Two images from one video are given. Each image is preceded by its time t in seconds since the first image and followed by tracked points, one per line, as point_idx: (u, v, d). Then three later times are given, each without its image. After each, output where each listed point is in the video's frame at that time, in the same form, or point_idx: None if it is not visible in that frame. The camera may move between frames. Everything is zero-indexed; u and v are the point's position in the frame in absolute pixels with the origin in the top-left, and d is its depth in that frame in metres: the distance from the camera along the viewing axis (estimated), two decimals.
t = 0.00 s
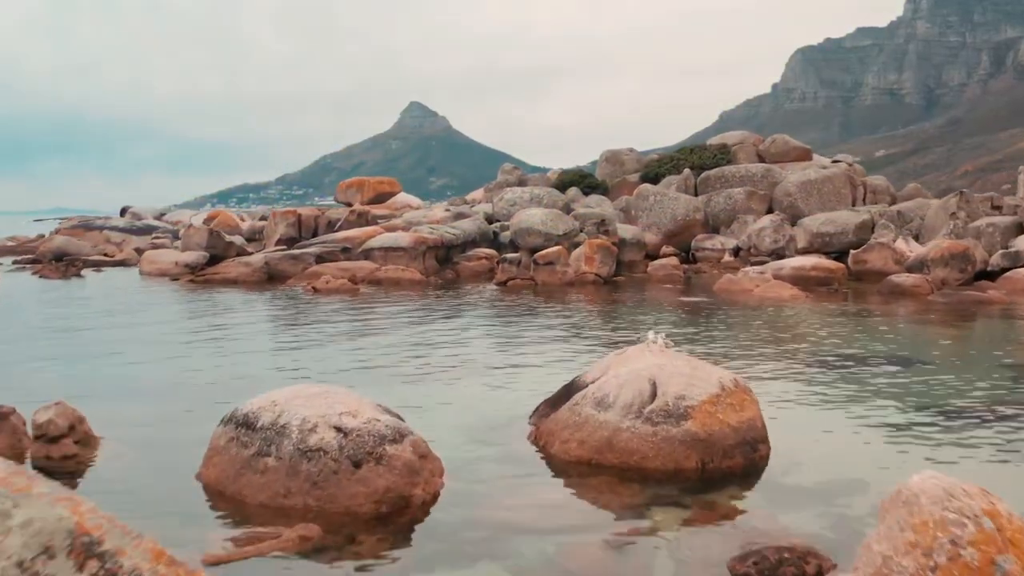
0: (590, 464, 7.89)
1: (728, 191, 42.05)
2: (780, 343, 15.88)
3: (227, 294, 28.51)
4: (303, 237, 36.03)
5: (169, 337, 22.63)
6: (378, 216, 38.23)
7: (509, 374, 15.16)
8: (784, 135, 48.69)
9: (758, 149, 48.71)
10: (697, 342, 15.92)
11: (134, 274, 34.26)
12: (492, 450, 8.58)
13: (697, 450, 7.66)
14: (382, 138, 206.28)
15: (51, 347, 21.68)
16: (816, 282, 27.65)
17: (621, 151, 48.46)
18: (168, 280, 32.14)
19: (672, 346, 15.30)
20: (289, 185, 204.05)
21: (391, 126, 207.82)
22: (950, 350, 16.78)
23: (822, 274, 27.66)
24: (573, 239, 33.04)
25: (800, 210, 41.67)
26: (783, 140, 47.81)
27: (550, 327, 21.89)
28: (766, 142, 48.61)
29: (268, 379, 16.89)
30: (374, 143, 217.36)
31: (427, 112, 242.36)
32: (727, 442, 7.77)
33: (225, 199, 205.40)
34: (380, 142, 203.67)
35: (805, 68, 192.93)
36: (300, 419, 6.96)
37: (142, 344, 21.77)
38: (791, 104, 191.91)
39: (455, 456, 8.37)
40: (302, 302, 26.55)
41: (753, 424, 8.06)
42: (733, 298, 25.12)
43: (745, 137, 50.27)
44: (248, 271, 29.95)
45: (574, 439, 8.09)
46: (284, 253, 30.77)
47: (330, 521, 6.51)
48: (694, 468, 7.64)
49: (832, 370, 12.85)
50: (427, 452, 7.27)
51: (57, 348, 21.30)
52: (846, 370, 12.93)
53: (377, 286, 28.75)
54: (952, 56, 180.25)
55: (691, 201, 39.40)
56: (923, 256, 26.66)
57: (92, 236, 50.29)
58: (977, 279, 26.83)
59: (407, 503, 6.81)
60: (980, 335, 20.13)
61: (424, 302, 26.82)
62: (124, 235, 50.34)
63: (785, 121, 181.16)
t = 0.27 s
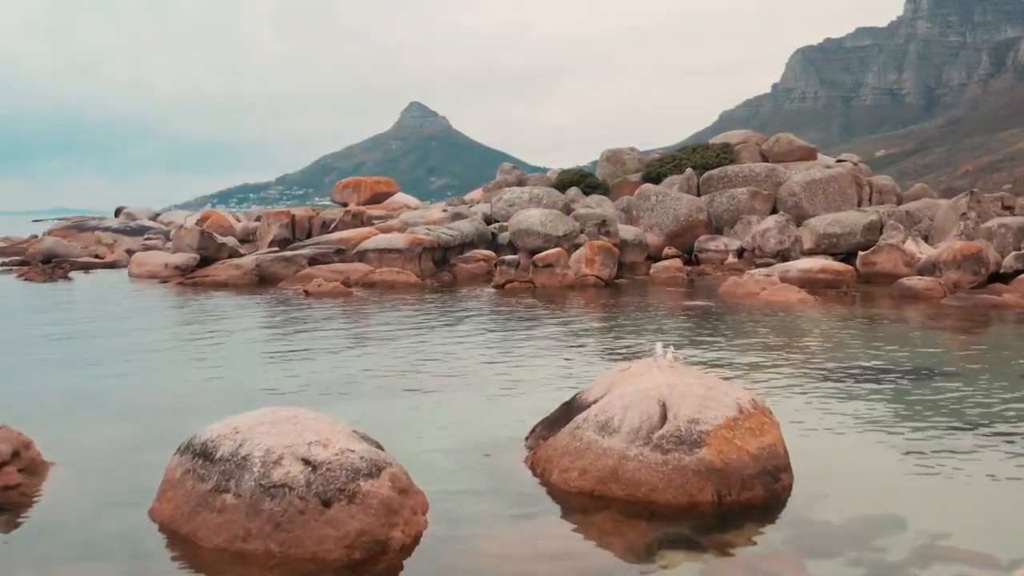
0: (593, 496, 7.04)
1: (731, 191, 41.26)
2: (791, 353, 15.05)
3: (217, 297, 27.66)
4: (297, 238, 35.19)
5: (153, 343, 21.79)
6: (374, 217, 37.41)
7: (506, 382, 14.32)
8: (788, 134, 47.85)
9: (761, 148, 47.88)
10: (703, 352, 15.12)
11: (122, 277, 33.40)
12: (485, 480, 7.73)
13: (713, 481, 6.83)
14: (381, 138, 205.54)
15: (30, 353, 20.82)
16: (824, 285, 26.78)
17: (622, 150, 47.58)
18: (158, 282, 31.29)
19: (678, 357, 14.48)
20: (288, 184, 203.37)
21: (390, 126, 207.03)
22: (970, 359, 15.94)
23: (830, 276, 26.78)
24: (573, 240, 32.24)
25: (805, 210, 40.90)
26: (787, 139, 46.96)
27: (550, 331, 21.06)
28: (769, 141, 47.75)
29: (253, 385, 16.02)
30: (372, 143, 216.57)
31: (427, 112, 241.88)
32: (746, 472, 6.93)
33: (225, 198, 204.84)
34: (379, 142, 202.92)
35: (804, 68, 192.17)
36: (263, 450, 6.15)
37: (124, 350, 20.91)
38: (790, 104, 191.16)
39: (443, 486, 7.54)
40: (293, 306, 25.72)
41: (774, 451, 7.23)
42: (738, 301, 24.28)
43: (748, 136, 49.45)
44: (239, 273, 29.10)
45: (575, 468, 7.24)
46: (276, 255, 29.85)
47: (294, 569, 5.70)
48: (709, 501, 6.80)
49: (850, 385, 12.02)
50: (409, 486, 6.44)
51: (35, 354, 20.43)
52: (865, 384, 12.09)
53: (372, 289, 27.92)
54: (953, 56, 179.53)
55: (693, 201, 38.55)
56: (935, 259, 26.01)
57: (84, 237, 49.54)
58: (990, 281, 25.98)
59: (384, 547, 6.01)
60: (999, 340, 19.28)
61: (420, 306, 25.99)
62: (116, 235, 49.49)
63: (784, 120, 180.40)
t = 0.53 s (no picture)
0: (596, 540, 6.21)
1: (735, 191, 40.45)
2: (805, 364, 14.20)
3: (207, 299, 26.79)
4: (290, 239, 34.33)
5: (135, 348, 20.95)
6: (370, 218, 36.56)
7: (503, 395, 13.48)
8: (792, 133, 47.00)
9: (765, 147, 47.03)
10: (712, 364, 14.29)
11: (111, 279, 32.56)
12: (473, 522, 6.90)
13: (732, 524, 5.97)
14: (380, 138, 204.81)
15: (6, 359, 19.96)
16: (833, 288, 25.89)
17: (623, 150, 46.65)
18: (146, 285, 30.41)
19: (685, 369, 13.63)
20: (287, 184, 202.56)
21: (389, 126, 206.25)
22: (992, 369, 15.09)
23: (839, 280, 25.87)
24: (574, 242, 31.45)
25: (810, 211, 40.10)
26: (791, 138, 46.10)
27: (550, 337, 20.22)
28: (773, 140, 46.87)
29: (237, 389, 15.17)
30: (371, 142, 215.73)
31: (426, 112, 241.23)
32: (770, 513, 6.08)
33: (224, 198, 204.18)
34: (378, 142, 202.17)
35: (804, 68, 191.44)
36: (214, 492, 5.33)
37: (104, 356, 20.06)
38: (790, 104, 190.40)
39: (426, 530, 6.72)
40: (284, 310, 24.87)
41: (802, 487, 6.37)
42: (745, 306, 23.42)
43: (751, 135, 48.57)
44: (229, 276, 28.22)
45: (575, 507, 6.40)
46: (267, 256, 28.96)
47: None
48: (729, 548, 5.96)
49: (872, 404, 11.17)
50: (383, 533, 5.64)
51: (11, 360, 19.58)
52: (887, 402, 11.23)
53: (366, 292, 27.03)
54: (953, 56, 178.83)
55: (697, 201, 37.68)
56: (948, 261, 25.08)
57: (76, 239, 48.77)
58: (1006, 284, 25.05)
59: None
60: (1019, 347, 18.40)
61: (415, 309, 25.13)
62: (108, 237, 48.69)
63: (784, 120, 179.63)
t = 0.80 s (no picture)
0: None
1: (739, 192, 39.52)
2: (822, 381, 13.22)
3: (192, 305, 25.70)
4: (281, 242, 33.30)
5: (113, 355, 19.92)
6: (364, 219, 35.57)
7: (498, 414, 12.48)
8: (797, 132, 45.96)
9: (769, 147, 46.00)
10: (722, 381, 13.32)
11: (96, 283, 31.54)
12: None
13: None
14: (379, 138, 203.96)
15: None
16: (844, 293, 24.83)
17: (625, 149, 45.54)
18: (131, 289, 29.31)
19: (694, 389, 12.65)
20: (286, 184, 201.63)
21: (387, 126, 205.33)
22: None
23: (851, 284, 24.80)
24: (574, 245, 30.44)
25: (816, 211, 39.11)
26: (796, 137, 45.04)
27: (549, 344, 19.24)
28: (778, 139, 45.81)
29: (215, 403, 14.17)
30: (370, 142, 214.69)
31: (425, 111, 240.45)
32: None
33: (223, 198, 203.43)
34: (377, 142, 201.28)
35: (804, 68, 190.49)
36: (129, 568, 4.32)
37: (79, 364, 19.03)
38: (790, 103, 189.49)
39: None
40: (271, 316, 23.85)
41: (845, 546, 5.36)
42: (753, 312, 22.40)
43: (755, 134, 47.48)
44: (216, 280, 27.12)
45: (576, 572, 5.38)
46: (256, 260, 27.91)
47: None
48: None
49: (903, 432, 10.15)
50: None
51: None
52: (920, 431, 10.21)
53: (357, 298, 25.98)
54: (954, 55, 177.93)
55: (700, 202, 36.62)
56: (964, 265, 24.01)
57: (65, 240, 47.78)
58: None
59: None
60: None
61: (409, 316, 24.10)
62: (98, 238, 47.70)
63: (784, 120, 178.70)
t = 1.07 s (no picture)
0: None
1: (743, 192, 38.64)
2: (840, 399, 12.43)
3: (179, 309, 24.78)
4: (273, 244, 32.41)
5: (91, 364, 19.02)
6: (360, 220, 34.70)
7: (493, 435, 11.59)
8: (802, 131, 45.07)
9: (773, 146, 45.09)
10: (735, 398, 12.55)
11: (82, 287, 30.65)
12: None
13: None
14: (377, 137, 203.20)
15: None
16: (854, 298, 23.94)
17: (625, 149, 44.58)
18: (118, 293, 28.39)
19: (705, 409, 11.88)
20: (284, 184, 200.82)
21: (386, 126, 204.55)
22: None
23: (861, 288, 23.92)
24: (574, 247, 29.55)
25: (822, 212, 38.22)
26: (801, 136, 44.13)
27: (550, 354, 18.41)
28: (782, 139, 44.90)
29: (194, 419, 13.32)
30: (369, 142, 213.84)
31: (424, 111, 239.77)
32: None
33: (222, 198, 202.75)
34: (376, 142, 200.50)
35: (804, 68, 189.69)
36: None
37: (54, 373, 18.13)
38: (789, 103, 188.71)
39: None
40: (260, 321, 22.95)
41: None
42: (761, 317, 21.51)
43: (759, 133, 46.50)
44: (204, 284, 26.20)
45: None
46: (246, 263, 27.02)
47: None
48: None
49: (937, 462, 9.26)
50: None
51: None
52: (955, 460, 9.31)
53: (350, 302, 25.08)
54: (955, 55, 177.17)
55: (704, 202, 35.71)
56: (980, 269, 23.10)
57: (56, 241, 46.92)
58: None
59: None
60: None
61: (403, 322, 23.22)
62: (89, 239, 46.83)
63: (784, 120, 177.85)
